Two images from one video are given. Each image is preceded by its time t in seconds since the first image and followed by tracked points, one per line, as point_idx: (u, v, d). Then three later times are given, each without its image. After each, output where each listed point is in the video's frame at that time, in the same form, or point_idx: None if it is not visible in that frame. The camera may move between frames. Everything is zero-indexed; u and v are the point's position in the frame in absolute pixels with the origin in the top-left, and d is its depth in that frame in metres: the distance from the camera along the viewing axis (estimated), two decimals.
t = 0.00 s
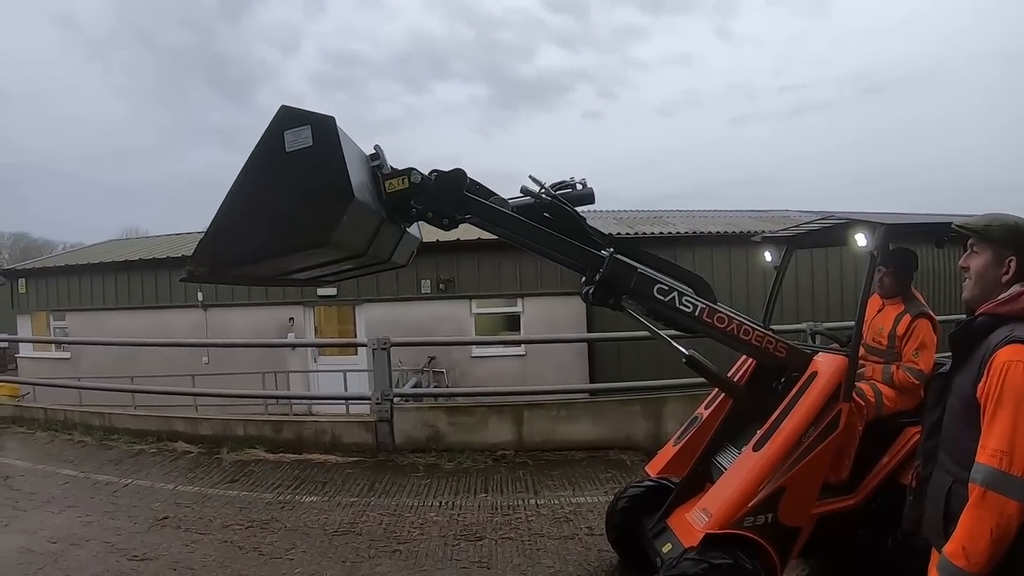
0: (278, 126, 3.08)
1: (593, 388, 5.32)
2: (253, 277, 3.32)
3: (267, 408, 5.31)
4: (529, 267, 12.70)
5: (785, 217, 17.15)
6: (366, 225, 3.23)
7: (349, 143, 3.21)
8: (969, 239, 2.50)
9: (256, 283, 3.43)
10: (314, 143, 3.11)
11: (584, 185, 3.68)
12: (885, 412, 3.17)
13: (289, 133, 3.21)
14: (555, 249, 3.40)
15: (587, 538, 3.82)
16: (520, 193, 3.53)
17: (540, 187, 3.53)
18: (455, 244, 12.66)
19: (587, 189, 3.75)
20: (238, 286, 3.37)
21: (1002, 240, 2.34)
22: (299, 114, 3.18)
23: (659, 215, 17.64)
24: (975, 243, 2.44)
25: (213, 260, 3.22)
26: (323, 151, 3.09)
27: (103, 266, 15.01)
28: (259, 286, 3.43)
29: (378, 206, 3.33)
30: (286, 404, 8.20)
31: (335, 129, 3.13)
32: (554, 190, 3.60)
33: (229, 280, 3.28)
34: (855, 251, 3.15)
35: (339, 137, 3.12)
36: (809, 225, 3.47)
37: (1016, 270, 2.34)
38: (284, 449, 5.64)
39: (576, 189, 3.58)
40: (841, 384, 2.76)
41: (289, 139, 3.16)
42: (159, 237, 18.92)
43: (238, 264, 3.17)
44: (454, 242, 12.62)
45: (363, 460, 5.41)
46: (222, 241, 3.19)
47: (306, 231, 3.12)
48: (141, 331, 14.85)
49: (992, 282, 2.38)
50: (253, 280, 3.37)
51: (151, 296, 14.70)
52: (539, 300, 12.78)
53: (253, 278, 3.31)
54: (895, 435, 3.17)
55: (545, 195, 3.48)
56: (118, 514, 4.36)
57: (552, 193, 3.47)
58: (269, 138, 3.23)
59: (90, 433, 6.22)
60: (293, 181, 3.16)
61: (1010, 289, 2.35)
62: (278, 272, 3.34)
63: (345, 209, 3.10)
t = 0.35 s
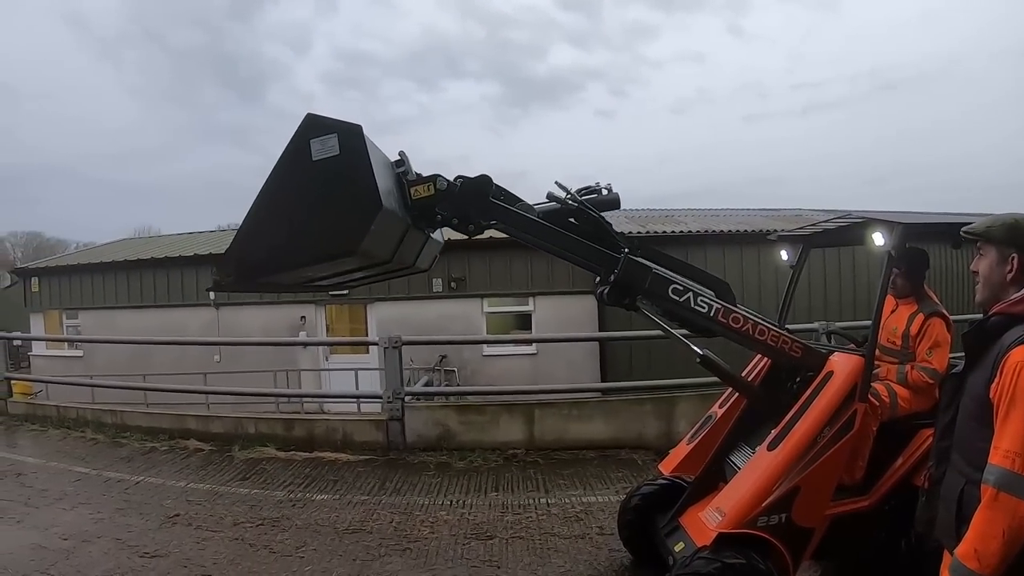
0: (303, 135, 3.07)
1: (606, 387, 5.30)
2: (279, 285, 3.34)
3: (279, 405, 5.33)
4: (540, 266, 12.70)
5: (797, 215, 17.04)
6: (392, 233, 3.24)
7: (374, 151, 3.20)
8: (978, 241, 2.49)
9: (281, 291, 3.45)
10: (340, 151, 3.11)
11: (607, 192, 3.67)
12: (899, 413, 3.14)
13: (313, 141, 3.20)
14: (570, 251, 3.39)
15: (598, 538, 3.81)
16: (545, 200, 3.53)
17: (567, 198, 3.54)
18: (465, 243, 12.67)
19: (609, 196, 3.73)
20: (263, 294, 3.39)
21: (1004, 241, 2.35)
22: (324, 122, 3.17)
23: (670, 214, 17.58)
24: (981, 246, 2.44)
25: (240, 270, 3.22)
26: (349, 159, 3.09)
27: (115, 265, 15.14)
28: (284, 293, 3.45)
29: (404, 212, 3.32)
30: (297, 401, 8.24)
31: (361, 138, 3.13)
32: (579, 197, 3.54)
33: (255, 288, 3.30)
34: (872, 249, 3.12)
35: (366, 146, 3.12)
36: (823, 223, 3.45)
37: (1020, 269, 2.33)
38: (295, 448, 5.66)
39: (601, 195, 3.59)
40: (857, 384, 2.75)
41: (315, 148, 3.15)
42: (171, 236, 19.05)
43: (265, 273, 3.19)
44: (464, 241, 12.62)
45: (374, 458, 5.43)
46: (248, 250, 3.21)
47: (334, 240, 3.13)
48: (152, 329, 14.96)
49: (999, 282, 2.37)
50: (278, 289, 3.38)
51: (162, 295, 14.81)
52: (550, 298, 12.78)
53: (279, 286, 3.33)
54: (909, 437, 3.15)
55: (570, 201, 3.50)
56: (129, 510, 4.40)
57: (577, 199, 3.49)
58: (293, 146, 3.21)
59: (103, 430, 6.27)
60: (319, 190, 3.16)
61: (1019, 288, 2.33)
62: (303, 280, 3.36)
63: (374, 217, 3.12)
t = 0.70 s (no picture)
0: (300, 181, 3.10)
1: (611, 388, 5.30)
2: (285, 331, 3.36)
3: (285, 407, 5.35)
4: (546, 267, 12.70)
5: (803, 215, 17.00)
6: (393, 272, 3.25)
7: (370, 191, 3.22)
8: (980, 241, 2.48)
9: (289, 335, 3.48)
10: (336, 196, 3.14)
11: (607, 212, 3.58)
12: (903, 413, 3.14)
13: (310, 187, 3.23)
14: (569, 273, 3.35)
15: (603, 539, 3.81)
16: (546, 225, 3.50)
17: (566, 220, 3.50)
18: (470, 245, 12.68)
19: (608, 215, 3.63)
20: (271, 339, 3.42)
21: (1006, 241, 2.34)
22: (318, 167, 3.21)
23: (675, 215, 17.58)
24: (984, 246, 2.44)
25: (246, 320, 3.26)
26: (347, 203, 3.11)
27: (122, 267, 15.21)
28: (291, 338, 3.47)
29: (403, 246, 3.33)
30: (304, 402, 8.27)
31: (357, 180, 3.15)
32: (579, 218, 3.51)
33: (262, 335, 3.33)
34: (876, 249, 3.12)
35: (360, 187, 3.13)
36: (826, 223, 3.45)
37: (1021, 269, 2.33)
38: (301, 448, 5.68)
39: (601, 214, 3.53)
40: (861, 384, 2.74)
41: (311, 193, 3.19)
42: (178, 238, 19.14)
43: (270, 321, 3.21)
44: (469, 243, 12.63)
45: (380, 459, 5.44)
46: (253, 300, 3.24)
47: (337, 286, 3.15)
48: (158, 330, 15.03)
49: (1001, 283, 2.37)
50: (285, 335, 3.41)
51: (168, 296, 14.88)
52: (555, 299, 12.78)
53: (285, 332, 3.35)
54: (914, 437, 3.14)
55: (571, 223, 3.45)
56: (136, 511, 4.42)
57: (578, 221, 3.43)
58: (292, 193, 3.25)
59: (110, 431, 6.30)
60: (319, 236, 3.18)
61: (1021, 288, 2.33)
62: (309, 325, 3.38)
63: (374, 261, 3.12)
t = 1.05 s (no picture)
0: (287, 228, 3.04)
1: (609, 389, 5.31)
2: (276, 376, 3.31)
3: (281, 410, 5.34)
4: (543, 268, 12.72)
5: (800, 216, 17.05)
6: (383, 311, 3.24)
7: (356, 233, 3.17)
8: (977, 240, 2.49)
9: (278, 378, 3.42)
10: (323, 241, 3.09)
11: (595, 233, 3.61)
12: (900, 413, 3.15)
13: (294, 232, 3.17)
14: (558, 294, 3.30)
15: (601, 540, 3.81)
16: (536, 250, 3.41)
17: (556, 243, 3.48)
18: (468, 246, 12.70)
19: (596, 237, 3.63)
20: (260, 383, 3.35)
21: (1002, 240, 2.35)
22: (303, 214, 3.14)
23: (672, 215, 17.59)
24: (981, 246, 2.45)
25: (239, 371, 3.18)
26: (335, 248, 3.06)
27: (119, 270, 15.18)
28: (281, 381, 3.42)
29: (392, 283, 3.31)
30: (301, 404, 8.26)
31: (343, 224, 3.10)
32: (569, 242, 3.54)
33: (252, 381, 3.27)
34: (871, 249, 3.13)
35: (347, 231, 3.08)
36: (821, 224, 3.47)
37: (1018, 267, 2.34)
38: (299, 451, 5.67)
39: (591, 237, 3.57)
40: (857, 383, 2.75)
41: (297, 240, 3.13)
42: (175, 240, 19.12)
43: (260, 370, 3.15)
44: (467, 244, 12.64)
45: (377, 461, 5.44)
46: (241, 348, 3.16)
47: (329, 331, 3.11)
48: (156, 333, 15.01)
49: (998, 281, 2.38)
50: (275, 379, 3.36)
51: (165, 299, 14.85)
52: (552, 300, 12.79)
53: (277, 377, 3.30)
54: (911, 437, 3.15)
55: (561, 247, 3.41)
56: (133, 515, 4.41)
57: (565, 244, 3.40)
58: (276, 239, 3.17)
59: (107, 434, 6.29)
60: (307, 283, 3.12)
61: (1017, 287, 2.34)
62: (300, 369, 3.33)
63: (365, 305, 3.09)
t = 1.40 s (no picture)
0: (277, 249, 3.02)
1: (598, 389, 5.31)
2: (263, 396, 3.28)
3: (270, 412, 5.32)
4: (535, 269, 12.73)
5: (789, 216, 17.15)
6: (371, 331, 3.26)
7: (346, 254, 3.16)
8: (967, 240, 2.51)
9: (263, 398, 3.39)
10: (314, 264, 3.08)
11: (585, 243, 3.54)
12: (889, 411, 3.17)
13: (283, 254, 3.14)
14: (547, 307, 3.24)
15: (591, 539, 3.82)
16: (525, 263, 3.38)
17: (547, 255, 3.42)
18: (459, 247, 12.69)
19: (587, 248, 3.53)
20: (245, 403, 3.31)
21: (992, 239, 2.37)
22: (292, 235, 3.12)
23: (663, 215, 17.65)
24: (971, 245, 2.46)
25: (225, 393, 3.14)
26: (325, 270, 3.06)
27: (108, 271, 15.07)
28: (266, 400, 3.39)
29: (383, 302, 3.32)
30: (291, 405, 8.23)
31: (333, 247, 3.09)
32: (559, 253, 3.46)
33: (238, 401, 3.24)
34: (858, 248, 3.15)
35: (339, 254, 3.08)
36: (808, 223, 3.49)
37: (1008, 266, 2.36)
38: (289, 452, 5.65)
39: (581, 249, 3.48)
40: (846, 382, 2.76)
41: (287, 262, 3.11)
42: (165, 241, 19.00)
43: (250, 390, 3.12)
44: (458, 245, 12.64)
45: (367, 462, 5.43)
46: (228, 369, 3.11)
47: (319, 353, 3.10)
48: (146, 334, 14.91)
49: (988, 280, 2.40)
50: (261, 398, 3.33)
51: (155, 300, 14.76)
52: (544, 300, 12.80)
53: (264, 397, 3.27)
54: (899, 435, 3.17)
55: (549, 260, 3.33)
56: (123, 517, 4.38)
57: (554, 257, 3.33)
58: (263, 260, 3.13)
59: (95, 436, 6.26)
60: (297, 304, 3.10)
61: (1007, 286, 2.36)
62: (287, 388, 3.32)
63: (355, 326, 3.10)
